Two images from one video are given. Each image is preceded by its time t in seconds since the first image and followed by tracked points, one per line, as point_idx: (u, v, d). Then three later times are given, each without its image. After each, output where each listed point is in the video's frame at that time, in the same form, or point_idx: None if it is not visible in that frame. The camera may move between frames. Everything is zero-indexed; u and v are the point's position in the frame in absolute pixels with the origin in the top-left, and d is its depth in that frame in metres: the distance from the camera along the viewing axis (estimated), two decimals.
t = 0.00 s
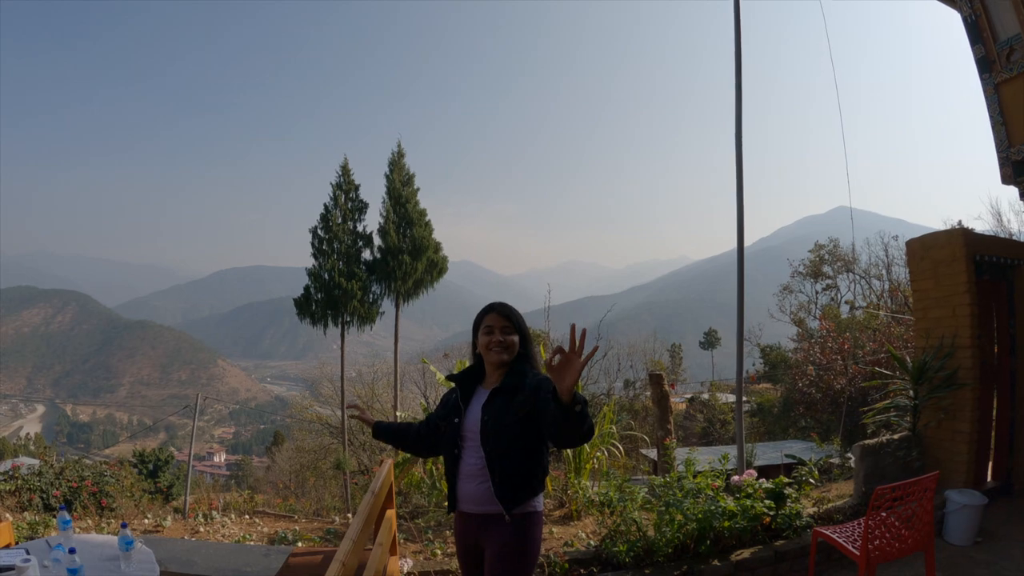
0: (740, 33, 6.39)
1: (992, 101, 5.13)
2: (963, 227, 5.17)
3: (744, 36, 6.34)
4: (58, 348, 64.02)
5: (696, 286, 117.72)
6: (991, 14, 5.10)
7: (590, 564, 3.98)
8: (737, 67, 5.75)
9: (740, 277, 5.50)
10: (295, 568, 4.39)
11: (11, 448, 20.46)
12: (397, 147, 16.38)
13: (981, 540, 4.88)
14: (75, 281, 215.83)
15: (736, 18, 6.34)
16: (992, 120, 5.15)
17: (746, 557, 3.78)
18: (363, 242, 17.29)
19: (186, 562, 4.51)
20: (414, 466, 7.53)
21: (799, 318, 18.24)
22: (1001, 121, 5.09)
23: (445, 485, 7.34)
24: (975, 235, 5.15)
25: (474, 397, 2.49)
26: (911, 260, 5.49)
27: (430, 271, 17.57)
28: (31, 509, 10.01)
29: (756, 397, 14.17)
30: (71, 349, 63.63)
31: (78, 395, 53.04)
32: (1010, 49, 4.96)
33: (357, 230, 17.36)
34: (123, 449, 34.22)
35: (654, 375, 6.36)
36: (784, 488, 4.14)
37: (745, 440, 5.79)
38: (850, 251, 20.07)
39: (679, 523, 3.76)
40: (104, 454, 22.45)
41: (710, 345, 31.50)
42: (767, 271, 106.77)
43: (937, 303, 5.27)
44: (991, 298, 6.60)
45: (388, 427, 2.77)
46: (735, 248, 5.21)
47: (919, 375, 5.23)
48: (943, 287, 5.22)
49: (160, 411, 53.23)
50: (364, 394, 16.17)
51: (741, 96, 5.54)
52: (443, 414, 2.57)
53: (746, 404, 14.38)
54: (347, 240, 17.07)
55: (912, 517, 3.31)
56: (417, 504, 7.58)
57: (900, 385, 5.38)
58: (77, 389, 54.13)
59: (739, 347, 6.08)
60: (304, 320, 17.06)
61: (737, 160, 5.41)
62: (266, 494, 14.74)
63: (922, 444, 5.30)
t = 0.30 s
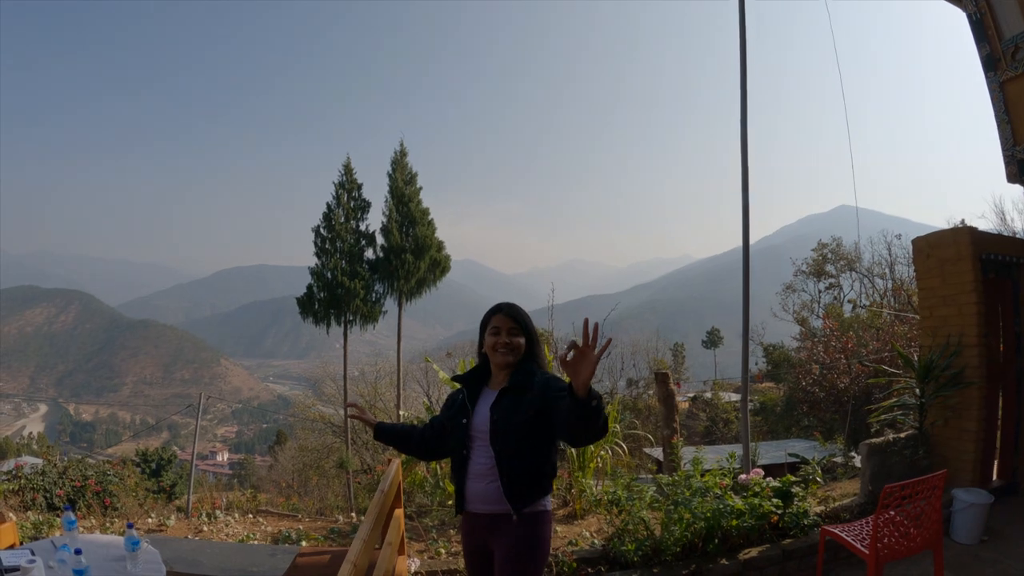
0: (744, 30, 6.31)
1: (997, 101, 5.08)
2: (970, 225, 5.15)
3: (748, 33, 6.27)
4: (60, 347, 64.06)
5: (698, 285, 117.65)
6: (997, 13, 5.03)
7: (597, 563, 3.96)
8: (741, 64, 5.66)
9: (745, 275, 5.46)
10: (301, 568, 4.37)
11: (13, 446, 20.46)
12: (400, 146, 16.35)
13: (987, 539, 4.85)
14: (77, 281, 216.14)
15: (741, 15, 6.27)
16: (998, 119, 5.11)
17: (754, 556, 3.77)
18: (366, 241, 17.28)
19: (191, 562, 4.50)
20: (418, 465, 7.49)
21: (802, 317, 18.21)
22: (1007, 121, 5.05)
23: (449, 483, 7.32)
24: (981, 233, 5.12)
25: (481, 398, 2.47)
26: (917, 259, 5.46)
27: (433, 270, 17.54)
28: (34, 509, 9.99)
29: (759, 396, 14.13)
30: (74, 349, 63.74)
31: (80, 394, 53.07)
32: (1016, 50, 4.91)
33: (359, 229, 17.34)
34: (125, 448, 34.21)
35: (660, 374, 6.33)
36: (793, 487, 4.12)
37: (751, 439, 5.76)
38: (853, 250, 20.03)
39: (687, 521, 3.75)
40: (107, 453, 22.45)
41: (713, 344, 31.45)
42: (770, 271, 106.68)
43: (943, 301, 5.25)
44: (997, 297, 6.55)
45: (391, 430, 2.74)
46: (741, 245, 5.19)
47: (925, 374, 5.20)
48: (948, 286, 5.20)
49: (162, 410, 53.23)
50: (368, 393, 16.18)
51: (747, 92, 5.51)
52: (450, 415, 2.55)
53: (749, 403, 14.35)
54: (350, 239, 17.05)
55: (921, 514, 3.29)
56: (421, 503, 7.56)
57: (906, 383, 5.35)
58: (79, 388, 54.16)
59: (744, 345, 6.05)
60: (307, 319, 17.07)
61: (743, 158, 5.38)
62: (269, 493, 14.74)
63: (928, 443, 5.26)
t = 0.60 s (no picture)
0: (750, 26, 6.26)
1: (1005, 99, 5.04)
2: (977, 222, 5.11)
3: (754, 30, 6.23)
4: (63, 347, 64.19)
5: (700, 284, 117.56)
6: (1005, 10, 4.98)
7: (606, 563, 3.94)
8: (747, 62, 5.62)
9: (751, 273, 5.44)
10: (308, 569, 4.36)
11: (17, 445, 20.51)
12: (403, 145, 16.33)
13: (996, 537, 4.82)
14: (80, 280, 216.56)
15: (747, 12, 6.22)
16: (1007, 117, 5.07)
17: (764, 554, 3.76)
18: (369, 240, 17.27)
19: (197, 562, 4.49)
20: (422, 463, 7.46)
21: (806, 315, 18.17)
22: (1015, 118, 5.01)
23: (454, 482, 7.30)
24: (989, 231, 5.09)
25: (492, 397, 2.45)
26: (925, 257, 5.43)
27: (436, 268, 17.52)
28: (38, 509, 10.00)
29: (763, 394, 14.11)
30: (77, 348, 63.89)
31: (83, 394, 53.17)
32: None
33: (362, 228, 17.33)
34: (129, 447, 34.28)
35: (666, 372, 6.31)
36: (801, 486, 4.12)
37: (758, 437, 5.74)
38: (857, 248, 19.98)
39: (697, 520, 3.73)
40: (111, 452, 22.50)
41: (717, 342, 31.43)
42: (773, 269, 106.50)
43: (951, 299, 5.22)
44: (1005, 295, 6.50)
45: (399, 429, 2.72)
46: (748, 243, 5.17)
47: (933, 372, 5.16)
48: (956, 283, 5.17)
49: (165, 410, 53.33)
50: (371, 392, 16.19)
51: (753, 90, 5.48)
52: (459, 415, 2.53)
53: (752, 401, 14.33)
54: (353, 238, 17.05)
55: (932, 513, 3.27)
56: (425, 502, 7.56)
57: (914, 381, 5.32)
58: (82, 387, 54.29)
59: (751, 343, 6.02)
60: (310, 318, 17.07)
61: (749, 156, 5.35)
62: (273, 492, 14.76)
63: (936, 441, 5.23)
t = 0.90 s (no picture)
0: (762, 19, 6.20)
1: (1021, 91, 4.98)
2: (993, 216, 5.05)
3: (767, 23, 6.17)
4: (75, 346, 64.71)
5: (709, 280, 117.17)
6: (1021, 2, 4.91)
7: (622, 561, 3.94)
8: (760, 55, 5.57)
9: (764, 269, 5.40)
10: (322, 568, 4.37)
11: (29, 444, 20.71)
12: (411, 143, 16.33)
13: (1012, 535, 4.78)
14: (91, 280, 218.18)
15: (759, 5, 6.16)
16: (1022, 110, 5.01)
17: (781, 552, 3.74)
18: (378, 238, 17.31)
19: (209, 562, 4.53)
20: (433, 461, 7.46)
21: (816, 311, 18.07)
22: None
23: (465, 479, 7.30)
24: (1006, 225, 5.02)
25: (506, 391, 2.45)
26: (940, 251, 5.38)
27: (446, 266, 17.52)
28: (51, 507, 10.07)
29: (773, 391, 14.05)
30: (88, 348, 64.41)
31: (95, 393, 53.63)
32: None
33: (371, 226, 17.36)
34: (141, 446, 34.55)
35: (679, 369, 6.27)
36: (818, 482, 4.11)
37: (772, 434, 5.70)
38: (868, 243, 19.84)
39: (714, 518, 3.72)
40: (122, 451, 22.67)
41: (726, 339, 31.31)
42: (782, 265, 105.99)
43: (966, 293, 5.17)
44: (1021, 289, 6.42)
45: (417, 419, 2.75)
46: (761, 239, 5.14)
47: (949, 367, 5.12)
48: (971, 277, 5.12)
49: (176, 408, 53.72)
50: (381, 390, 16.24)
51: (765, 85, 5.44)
52: (475, 406, 2.55)
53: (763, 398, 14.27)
54: (362, 236, 17.08)
55: (950, 510, 3.24)
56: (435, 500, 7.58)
57: (929, 377, 5.28)
58: (94, 387, 54.76)
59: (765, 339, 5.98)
60: (321, 316, 17.15)
61: (762, 151, 5.31)
62: (284, 490, 14.85)
63: (952, 437, 5.18)
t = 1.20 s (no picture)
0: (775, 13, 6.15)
1: None
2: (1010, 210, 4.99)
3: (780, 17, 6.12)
4: (87, 347, 65.25)
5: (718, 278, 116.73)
6: None
7: (637, 563, 3.93)
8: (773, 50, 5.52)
9: (779, 264, 5.35)
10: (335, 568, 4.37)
11: (43, 444, 20.91)
12: (420, 142, 16.33)
13: None
14: (103, 281, 219.79)
15: None
16: None
17: (798, 553, 3.72)
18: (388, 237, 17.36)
19: (219, 564, 4.54)
20: (444, 460, 7.45)
21: (828, 308, 17.95)
22: None
23: (477, 478, 7.30)
24: None
25: (516, 391, 2.45)
26: (956, 247, 5.32)
27: (456, 265, 17.54)
28: (61, 508, 10.08)
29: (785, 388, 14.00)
30: (100, 349, 64.94)
31: (107, 393, 54.09)
32: None
33: (381, 225, 17.40)
34: (153, 446, 34.82)
35: (693, 366, 6.22)
36: (834, 481, 4.06)
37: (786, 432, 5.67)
38: (880, 240, 19.70)
39: (732, 519, 3.70)
40: (134, 450, 22.81)
41: (737, 336, 31.23)
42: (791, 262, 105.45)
43: (984, 288, 5.11)
44: None
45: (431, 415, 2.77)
46: (775, 235, 5.09)
47: (966, 365, 5.05)
48: (989, 273, 5.06)
49: (187, 408, 54.11)
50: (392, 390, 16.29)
51: (778, 80, 5.40)
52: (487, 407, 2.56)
53: (774, 396, 14.20)
54: (372, 235, 17.13)
55: (970, 509, 3.20)
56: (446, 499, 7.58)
57: (947, 374, 5.21)
58: (106, 387, 55.24)
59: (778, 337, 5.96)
60: (331, 316, 17.22)
61: (776, 147, 5.28)
62: (295, 489, 14.92)
63: (971, 436, 5.10)
